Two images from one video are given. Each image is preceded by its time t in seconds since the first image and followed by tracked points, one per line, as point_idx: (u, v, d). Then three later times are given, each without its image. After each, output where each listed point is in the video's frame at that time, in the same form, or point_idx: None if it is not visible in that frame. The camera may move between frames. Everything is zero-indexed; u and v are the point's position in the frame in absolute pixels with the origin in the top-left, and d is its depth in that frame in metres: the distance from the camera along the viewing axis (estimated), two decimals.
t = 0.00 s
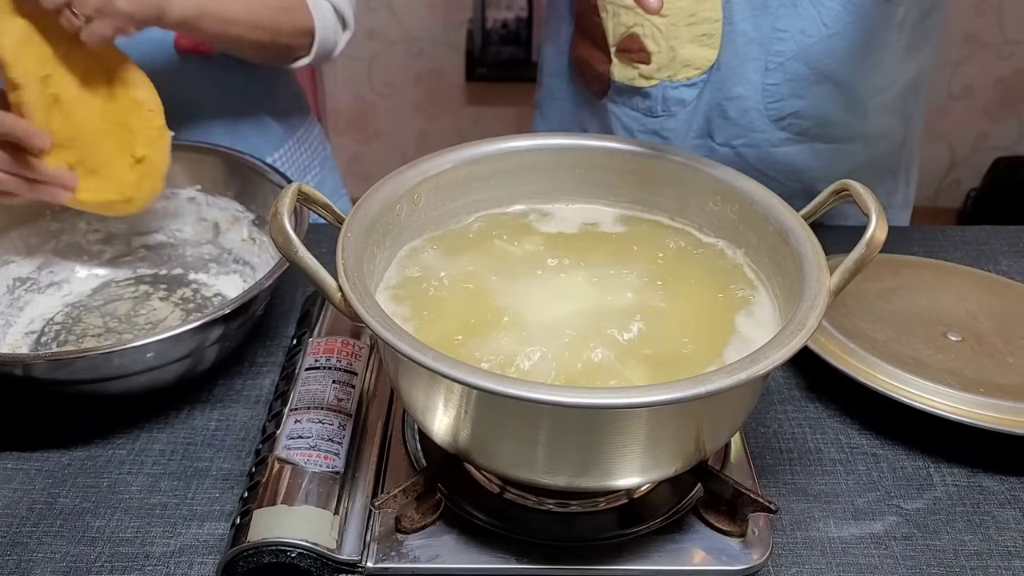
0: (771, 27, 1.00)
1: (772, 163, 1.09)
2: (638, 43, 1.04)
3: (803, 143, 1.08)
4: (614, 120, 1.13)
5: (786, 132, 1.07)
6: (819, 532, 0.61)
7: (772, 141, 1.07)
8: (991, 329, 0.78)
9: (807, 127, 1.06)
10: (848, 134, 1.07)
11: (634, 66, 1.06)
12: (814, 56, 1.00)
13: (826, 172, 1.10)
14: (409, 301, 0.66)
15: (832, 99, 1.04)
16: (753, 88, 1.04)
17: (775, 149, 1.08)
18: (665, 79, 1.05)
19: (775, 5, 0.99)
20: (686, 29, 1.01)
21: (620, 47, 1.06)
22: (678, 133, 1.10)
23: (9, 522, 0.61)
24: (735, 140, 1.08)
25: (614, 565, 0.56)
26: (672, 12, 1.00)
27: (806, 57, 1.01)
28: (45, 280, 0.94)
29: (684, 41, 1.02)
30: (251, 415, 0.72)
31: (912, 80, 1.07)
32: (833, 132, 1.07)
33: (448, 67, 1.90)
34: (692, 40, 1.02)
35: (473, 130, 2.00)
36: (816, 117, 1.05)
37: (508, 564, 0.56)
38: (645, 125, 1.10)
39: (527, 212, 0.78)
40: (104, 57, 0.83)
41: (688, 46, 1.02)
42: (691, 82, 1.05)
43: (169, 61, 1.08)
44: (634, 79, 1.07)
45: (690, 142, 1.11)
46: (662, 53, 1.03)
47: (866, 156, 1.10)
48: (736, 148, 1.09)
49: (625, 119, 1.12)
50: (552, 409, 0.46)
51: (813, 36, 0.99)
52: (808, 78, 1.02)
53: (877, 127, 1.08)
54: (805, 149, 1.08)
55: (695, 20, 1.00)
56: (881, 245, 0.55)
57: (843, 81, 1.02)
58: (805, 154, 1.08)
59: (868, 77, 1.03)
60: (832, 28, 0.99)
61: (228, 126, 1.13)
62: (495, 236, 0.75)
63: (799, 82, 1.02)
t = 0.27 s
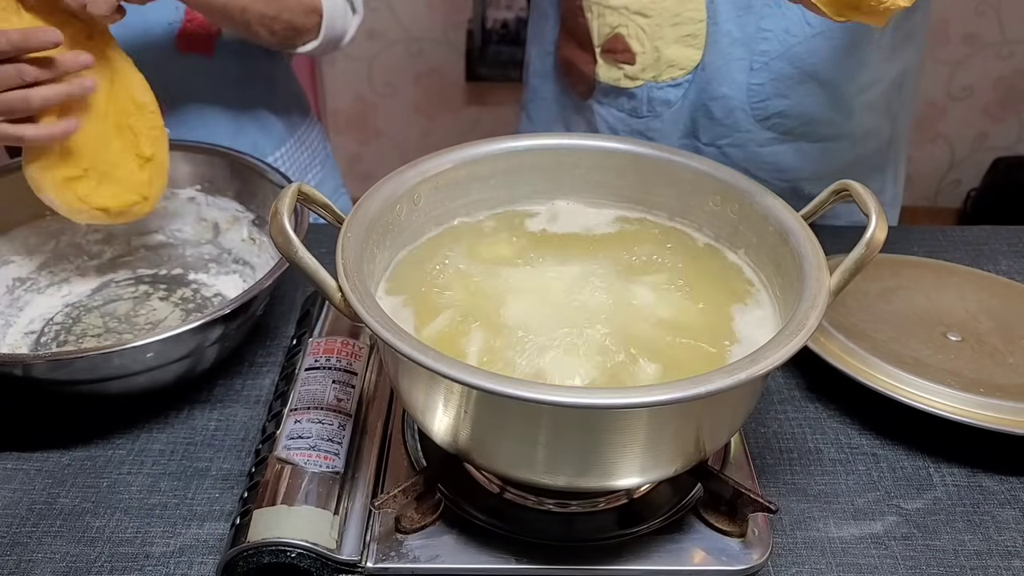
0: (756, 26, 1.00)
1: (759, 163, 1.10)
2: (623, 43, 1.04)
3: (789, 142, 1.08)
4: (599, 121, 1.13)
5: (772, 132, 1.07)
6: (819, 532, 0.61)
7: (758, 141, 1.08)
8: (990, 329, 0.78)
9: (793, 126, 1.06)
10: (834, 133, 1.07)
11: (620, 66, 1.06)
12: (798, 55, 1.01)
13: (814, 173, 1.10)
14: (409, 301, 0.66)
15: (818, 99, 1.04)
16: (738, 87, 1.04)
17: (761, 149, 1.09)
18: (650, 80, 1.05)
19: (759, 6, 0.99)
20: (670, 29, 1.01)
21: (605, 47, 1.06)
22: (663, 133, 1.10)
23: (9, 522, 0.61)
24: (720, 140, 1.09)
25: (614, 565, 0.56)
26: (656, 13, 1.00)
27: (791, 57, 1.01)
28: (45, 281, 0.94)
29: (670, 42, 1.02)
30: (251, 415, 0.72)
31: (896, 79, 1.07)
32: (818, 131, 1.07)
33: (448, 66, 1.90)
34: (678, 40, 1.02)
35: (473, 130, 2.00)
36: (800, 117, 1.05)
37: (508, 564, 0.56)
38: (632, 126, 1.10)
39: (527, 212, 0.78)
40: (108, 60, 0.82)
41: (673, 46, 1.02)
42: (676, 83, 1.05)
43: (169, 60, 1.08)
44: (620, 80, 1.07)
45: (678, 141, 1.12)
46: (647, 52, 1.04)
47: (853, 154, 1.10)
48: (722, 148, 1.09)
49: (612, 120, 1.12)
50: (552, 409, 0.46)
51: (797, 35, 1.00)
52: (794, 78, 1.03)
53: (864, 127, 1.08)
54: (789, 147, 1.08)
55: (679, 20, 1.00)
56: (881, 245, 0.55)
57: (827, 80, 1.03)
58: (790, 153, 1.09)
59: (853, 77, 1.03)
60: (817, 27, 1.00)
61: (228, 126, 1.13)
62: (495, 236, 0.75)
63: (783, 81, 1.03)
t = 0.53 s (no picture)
0: (747, 27, 1.00)
1: (748, 163, 1.10)
2: (614, 43, 1.03)
3: (781, 142, 1.09)
4: (590, 121, 1.13)
5: (762, 133, 1.07)
6: (819, 532, 0.61)
7: (748, 142, 1.08)
8: (991, 329, 0.78)
9: (783, 126, 1.06)
10: (822, 132, 1.08)
11: (611, 66, 1.06)
12: (789, 55, 1.01)
13: (803, 172, 1.11)
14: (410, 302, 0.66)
15: (809, 100, 1.05)
16: (729, 88, 1.04)
17: (750, 149, 1.09)
18: (641, 80, 1.05)
19: (751, 6, 0.99)
20: (662, 29, 1.01)
21: (596, 47, 1.05)
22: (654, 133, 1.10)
23: (9, 522, 0.61)
24: (712, 140, 1.09)
25: (615, 565, 0.56)
26: (647, 12, 1.00)
27: (782, 57, 1.01)
28: (45, 280, 0.94)
29: (661, 42, 1.02)
30: (252, 415, 0.72)
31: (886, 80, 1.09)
32: (806, 131, 1.07)
33: (448, 66, 1.90)
34: (669, 40, 1.01)
35: (473, 130, 2.00)
36: (792, 117, 1.06)
37: (508, 564, 0.56)
38: (622, 126, 1.10)
39: (527, 213, 0.78)
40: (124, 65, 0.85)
41: (664, 46, 1.02)
42: (667, 83, 1.05)
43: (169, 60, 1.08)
44: (611, 79, 1.07)
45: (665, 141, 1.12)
46: (639, 53, 1.03)
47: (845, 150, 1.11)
48: (712, 148, 1.09)
49: (603, 120, 1.11)
50: (552, 409, 0.47)
51: (789, 35, 1.00)
52: (785, 78, 1.03)
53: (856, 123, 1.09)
54: (782, 148, 1.09)
55: (671, 21, 1.00)
56: (882, 245, 0.55)
57: (818, 81, 1.02)
58: (782, 154, 1.09)
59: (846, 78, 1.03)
60: (808, 28, 0.99)
61: (229, 127, 1.14)
62: (495, 236, 0.75)
63: (775, 81, 1.03)
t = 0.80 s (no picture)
0: (745, 26, 1.01)
1: (747, 163, 1.10)
2: (613, 43, 1.03)
3: (780, 142, 1.09)
4: (588, 121, 1.13)
5: (761, 132, 1.08)
6: (819, 532, 0.61)
7: (746, 141, 1.08)
8: (990, 329, 0.78)
9: (781, 126, 1.07)
10: (819, 131, 1.08)
11: (610, 65, 1.05)
12: (787, 54, 1.01)
13: (801, 172, 1.11)
14: (409, 302, 0.66)
15: (808, 99, 1.05)
16: (728, 87, 1.05)
17: (751, 148, 1.09)
18: (640, 80, 1.05)
19: (749, 5, 0.99)
20: (660, 28, 1.00)
21: (595, 47, 1.05)
22: (652, 133, 1.10)
23: (8, 523, 0.61)
24: (710, 139, 1.09)
25: (614, 565, 0.56)
26: (646, 12, 0.99)
27: (780, 56, 1.01)
28: (44, 280, 0.94)
29: (659, 41, 1.01)
30: (251, 415, 0.72)
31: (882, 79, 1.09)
32: (802, 131, 1.08)
33: (448, 66, 1.90)
34: (668, 40, 1.01)
35: (473, 130, 2.00)
36: (790, 116, 1.06)
37: (507, 564, 0.56)
38: (621, 125, 1.10)
39: (527, 213, 0.78)
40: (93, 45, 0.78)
41: (663, 45, 1.02)
42: (666, 82, 1.05)
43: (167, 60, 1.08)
44: (610, 79, 1.06)
45: (664, 140, 1.12)
46: (637, 52, 1.02)
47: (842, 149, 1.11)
48: (710, 148, 1.10)
49: (602, 120, 1.11)
50: (552, 409, 0.46)
51: (786, 35, 1.00)
52: (784, 77, 1.03)
53: (853, 123, 1.09)
54: (781, 147, 1.09)
55: (669, 20, 0.99)
56: (881, 245, 0.55)
57: (816, 80, 1.02)
58: (780, 154, 1.09)
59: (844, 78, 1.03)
60: (805, 27, 0.99)
61: (228, 127, 1.14)
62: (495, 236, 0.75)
63: (773, 81, 1.03)
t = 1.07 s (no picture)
0: (748, 26, 1.00)
1: (752, 163, 1.10)
2: (617, 42, 1.03)
3: (783, 141, 1.09)
4: (593, 121, 1.13)
5: (765, 132, 1.08)
6: (819, 532, 0.61)
7: (751, 141, 1.08)
8: (991, 329, 0.78)
9: (785, 126, 1.07)
10: (822, 131, 1.08)
11: (613, 65, 1.06)
12: (791, 54, 1.01)
13: (803, 172, 1.11)
14: (410, 302, 0.66)
15: (813, 99, 1.05)
16: (731, 87, 1.04)
17: (755, 148, 1.09)
18: (643, 79, 1.05)
19: (753, 5, 0.99)
20: (664, 28, 1.00)
21: (599, 46, 1.05)
22: (655, 132, 1.10)
23: (9, 522, 0.61)
24: (713, 140, 1.09)
25: (615, 565, 0.56)
26: (649, 11, 0.99)
27: (783, 56, 1.01)
28: (44, 280, 0.94)
29: (662, 41, 1.02)
30: (252, 415, 0.72)
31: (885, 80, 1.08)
32: (808, 130, 1.08)
33: (448, 66, 1.90)
34: (671, 40, 1.01)
35: (473, 130, 2.00)
36: (793, 116, 1.06)
37: (508, 564, 0.56)
38: (625, 124, 1.10)
39: (528, 213, 0.78)
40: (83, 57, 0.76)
41: (666, 46, 1.02)
42: (669, 82, 1.05)
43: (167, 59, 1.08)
44: (613, 79, 1.07)
45: (666, 141, 1.12)
46: (640, 52, 1.03)
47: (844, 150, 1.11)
48: (713, 148, 1.09)
49: (606, 119, 1.11)
50: (552, 409, 0.46)
51: (789, 34, 1.00)
52: (788, 77, 1.03)
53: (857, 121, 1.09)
54: (784, 147, 1.09)
55: (673, 20, 1.00)
56: (881, 245, 0.55)
57: (819, 79, 1.02)
58: (785, 153, 1.09)
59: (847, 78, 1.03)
60: (809, 27, 0.99)
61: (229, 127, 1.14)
62: (495, 236, 0.75)
63: (777, 81, 1.03)
